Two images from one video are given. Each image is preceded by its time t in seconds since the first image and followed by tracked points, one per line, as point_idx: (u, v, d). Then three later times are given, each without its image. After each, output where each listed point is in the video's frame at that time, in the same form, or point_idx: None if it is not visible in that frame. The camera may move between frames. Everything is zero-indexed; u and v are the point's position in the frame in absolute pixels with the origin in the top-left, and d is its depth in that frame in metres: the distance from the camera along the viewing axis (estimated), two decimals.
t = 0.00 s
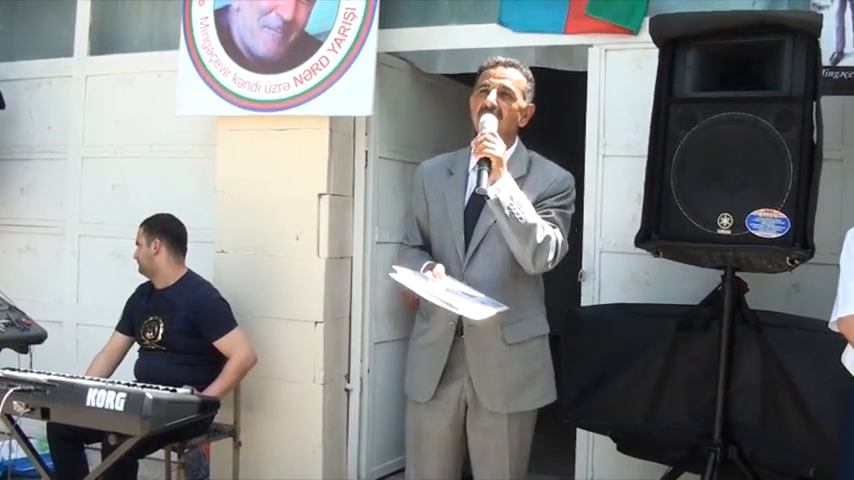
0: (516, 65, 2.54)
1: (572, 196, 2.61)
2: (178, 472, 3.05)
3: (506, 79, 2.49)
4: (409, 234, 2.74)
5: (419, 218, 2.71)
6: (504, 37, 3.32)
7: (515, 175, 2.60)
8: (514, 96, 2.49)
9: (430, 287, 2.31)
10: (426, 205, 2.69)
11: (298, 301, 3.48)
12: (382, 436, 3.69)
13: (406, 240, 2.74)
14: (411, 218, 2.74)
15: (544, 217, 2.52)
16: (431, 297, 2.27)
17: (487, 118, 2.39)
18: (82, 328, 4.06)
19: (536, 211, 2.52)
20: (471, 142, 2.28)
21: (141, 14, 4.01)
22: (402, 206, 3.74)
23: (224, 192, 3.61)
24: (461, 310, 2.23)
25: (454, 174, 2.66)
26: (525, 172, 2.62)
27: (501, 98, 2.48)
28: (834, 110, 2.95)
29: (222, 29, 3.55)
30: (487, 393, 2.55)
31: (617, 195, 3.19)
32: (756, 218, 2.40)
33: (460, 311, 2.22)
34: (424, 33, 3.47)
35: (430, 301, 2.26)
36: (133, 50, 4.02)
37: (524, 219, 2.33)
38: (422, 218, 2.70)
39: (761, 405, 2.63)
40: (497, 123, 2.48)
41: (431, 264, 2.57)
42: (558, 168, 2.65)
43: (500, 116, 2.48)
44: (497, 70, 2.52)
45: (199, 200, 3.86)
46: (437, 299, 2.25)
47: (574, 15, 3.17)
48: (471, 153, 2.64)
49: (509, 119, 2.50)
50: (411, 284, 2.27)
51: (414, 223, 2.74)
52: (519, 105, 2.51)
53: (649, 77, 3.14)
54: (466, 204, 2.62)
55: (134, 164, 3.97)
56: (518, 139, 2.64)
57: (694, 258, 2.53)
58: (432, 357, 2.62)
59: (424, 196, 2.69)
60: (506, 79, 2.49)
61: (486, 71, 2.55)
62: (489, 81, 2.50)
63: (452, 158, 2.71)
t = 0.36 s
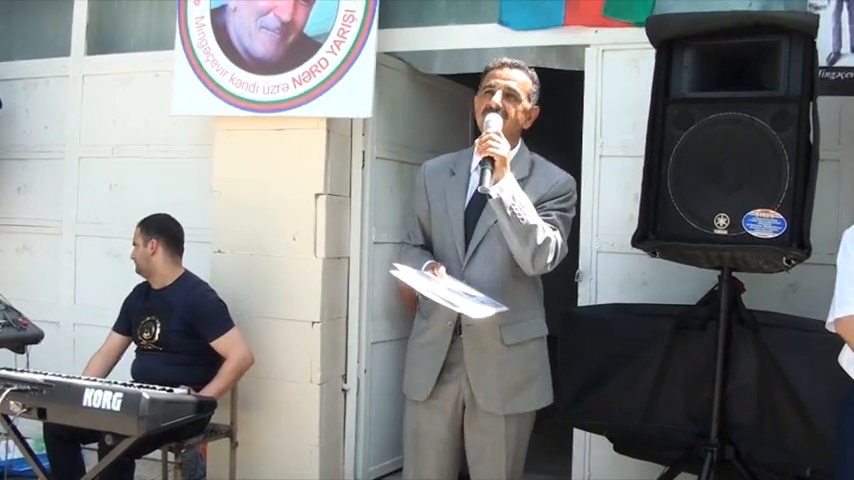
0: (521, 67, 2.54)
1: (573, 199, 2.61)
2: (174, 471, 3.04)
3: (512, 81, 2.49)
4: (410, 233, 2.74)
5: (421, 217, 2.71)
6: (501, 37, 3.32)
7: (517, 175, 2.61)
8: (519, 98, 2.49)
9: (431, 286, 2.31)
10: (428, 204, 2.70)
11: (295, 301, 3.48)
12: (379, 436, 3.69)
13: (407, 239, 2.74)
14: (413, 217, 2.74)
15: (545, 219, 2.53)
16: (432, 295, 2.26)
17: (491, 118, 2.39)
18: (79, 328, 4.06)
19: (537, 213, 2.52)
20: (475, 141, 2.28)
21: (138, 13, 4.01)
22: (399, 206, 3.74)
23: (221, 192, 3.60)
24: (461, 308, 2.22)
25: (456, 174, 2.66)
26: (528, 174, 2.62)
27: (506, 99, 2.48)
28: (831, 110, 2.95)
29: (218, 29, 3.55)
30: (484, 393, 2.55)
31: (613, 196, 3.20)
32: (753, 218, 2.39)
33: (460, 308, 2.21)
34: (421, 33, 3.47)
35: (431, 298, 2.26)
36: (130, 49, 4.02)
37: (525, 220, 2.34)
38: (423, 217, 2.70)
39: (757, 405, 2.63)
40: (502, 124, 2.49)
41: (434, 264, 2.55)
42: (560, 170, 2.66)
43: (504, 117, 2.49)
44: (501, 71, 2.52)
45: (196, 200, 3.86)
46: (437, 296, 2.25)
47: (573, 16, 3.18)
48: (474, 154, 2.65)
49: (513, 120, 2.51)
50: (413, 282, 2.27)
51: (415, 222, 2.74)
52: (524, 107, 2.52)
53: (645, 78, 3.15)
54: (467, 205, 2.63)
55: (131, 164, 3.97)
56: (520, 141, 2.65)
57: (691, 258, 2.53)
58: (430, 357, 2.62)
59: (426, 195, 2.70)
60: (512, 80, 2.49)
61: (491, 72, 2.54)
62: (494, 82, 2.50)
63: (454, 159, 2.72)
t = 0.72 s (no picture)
0: (524, 69, 2.53)
1: (574, 202, 2.61)
2: (173, 471, 3.03)
3: (514, 84, 2.49)
4: (412, 233, 2.76)
5: (422, 218, 2.72)
6: (500, 37, 3.32)
7: (517, 178, 2.61)
8: (521, 101, 2.50)
9: (429, 290, 2.32)
10: (430, 205, 2.70)
11: (294, 301, 3.47)
12: (378, 436, 3.69)
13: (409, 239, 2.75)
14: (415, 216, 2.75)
15: (545, 222, 2.52)
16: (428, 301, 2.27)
17: (492, 121, 2.39)
18: (77, 328, 4.06)
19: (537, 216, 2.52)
20: (475, 143, 2.28)
21: (137, 13, 4.01)
22: (398, 206, 3.74)
23: (220, 192, 3.60)
24: (456, 315, 2.23)
25: (457, 176, 2.67)
26: (528, 177, 2.62)
27: (507, 102, 2.49)
28: (829, 110, 2.96)
29: (218, 29, 3.54)
30: (484, 394, 2.55)
31: (612, 195, 3.20)
32: (752, 218, 2.40)
33: (454, 315, 2.22)
34: (420, 33, 3.47)
35: (428, 305, 2.26)
36: (129, 49, 4.01)
37: (525, 222, 2.34)
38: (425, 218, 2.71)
39: (756, 405, 2.63)
40: (504, 127, 2.50)
41: (433, 264, 2.57)
42: (561, 173, 2.66)
43: (506, 120, 2.50)
44: (504, 73, 2.51)
45: (195, 200, 3.86)
46: (432, 303, 2.25)
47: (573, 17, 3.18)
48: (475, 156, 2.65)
49: (514, 123, 2.52)
50: (410, 288, 2.27)
51: (417, 222, 2.75)
52: (526, 109, 2.52)
53: (645, 78, 3.15)
54: (467, 207, 2.63)
55: (130, 164, 3.96)
56: (523, 142, 2.66)
57: (690, 258, 2.53)
58: (429, 358, 2.62)
59: (428, 196, 2.71)
60: (514, 83, 2.49)
61: (493, 73, 2.53)
62: (496, 85, 2.50)
63: (456, 159, 2.72)
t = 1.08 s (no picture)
0: (519, 68, 2.53)
1: (572, 200, 2.61)
2: (173, 471, 3.03)
3: (509, 83, 2.49)
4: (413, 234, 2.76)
5: (423, 219, 2.73)
6: (500, 37, 3.32)
7: (515, 178, 2.60)
8: (516, 100, 2.49)
9: (423, 290, 2.32)
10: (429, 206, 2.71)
11: (294, 301, 3.47)
12: (378, 436, 3.69)
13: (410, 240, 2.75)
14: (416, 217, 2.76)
15: (542, 220, 2.53)
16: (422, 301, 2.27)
17: (487, 120, 2.39)
18: (77, 328, 4.06)
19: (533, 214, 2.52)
20: (469, 142, 2.29)
21: (137, 13, 4.01)
22: (398, 206, 3.74)
23: (220, 192, 3.60)
24: (449, 315, 2.22)
25: (456, 177, 2.67)
26: (526, 176, 2.62)
27: (502, 102, 2.49)
28: (829, 110, 2.96)
29: (219, 30, 3.54)
30: (484, 394, 2.55)
31: (613, 195, 3.19)
32: (751, 218, 2.40)
33: (447, 315, 2.21)
34: (420, 33, 3.47)
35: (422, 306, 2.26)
36: (129, 49, 4.01)
37: (520, 221, 2.34)
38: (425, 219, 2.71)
39: (756, 405, 2.63)
40: (499, 126, 2.50)
41: (433, 264, 2.57)
42: (560, 171, 2.66)
43: (501, 120, 2.50)
44: (499, 73, 2.51)
45: (195, 200, 3.86)
46: (425, 303, 2.25)
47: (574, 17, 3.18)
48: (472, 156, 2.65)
49: (510, 123, 2.52)
50: (404, 289, 2.26)
51: (417, 223, 2.75)
52: (521, 109, 2.53)
53: (645, 78, 3.15)
54: (466, 207, 2.63)
55: (130, 164, 3.96)
56: (520, 141, 2.66)
57: (689, 259, 2.53)
58: (430, 358, 2.63)
59: (428, 198, 2.71)
60: (508, 82, 2.49)
61: (488, 73, 2.53)
62: (491, 85, 2.50)
63: (456, 160, 2.73)
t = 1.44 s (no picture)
0: (504, 68, 2.52)
1: (564, 194, 2.60)
2: (173, 471, 3.03)
3: (494, 81, 2.47)
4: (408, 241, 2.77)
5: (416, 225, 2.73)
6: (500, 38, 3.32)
7: (506, 175, 2.61)
8: (502, 99, 2.48)
9: (418, 286, 2.31)
10: (422, 210, 2.71)
11: (294, 301, 3.47)
12: (378, 436, 3.69)
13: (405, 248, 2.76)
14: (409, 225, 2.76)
15: (535, 214, 2.51)
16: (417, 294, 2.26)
17: (475, 119, 2.37)
18: (78, 328, 4.06)
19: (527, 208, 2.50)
20: (459, 140, 2.26)
21: (137, 13, 4.01)
22: (397, 206, 3.74)
23: (220, 193, 3.60)
24: (446, 308, 2.22)
25: (447, 179, 2.68)
26: (517, 173, 2.62)
27: (488, 100, 2.47)
28: (829, 111, 2.96)
29: (219, 30, 3.54)
30: (485, 391, 2.54)
31: (613, 195, 3.19)
32: (752, 218, 2.40)
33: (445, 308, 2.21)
34: (420, 34, 3.47)
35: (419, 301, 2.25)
36: (129, 49, 4.02)
37: (514, 214, 2.31)
38: (419, 224, 2.72)
39: (756, 406, 2.63)
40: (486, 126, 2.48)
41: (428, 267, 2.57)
42: (550, 167, 2.65)
43: (489, 119, 2.48)
44: (484, 73, 2.50)
45: (195, 200, 3.86)
46: (421, 296, 2.24)
47: (575, 18, 3.18)
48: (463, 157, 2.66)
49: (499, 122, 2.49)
50: (400, 284, 2.24)
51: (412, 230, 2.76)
52: (507, 107, 2.50)
53: (645, 78, 3.15)
54: (460, 208, 2.63)
55: (130, 164, 3.96)
56: (509, 141, 2.66)
57: (690, 259, 2.53)
58: (430, 359, 2.62)
59: (420, 202, 2.72)
60: (493, 82, 2.47)
61: (473, 75, 2.52)
62: (477, 85, 2.49)
63: (446, 164, 2.74)
